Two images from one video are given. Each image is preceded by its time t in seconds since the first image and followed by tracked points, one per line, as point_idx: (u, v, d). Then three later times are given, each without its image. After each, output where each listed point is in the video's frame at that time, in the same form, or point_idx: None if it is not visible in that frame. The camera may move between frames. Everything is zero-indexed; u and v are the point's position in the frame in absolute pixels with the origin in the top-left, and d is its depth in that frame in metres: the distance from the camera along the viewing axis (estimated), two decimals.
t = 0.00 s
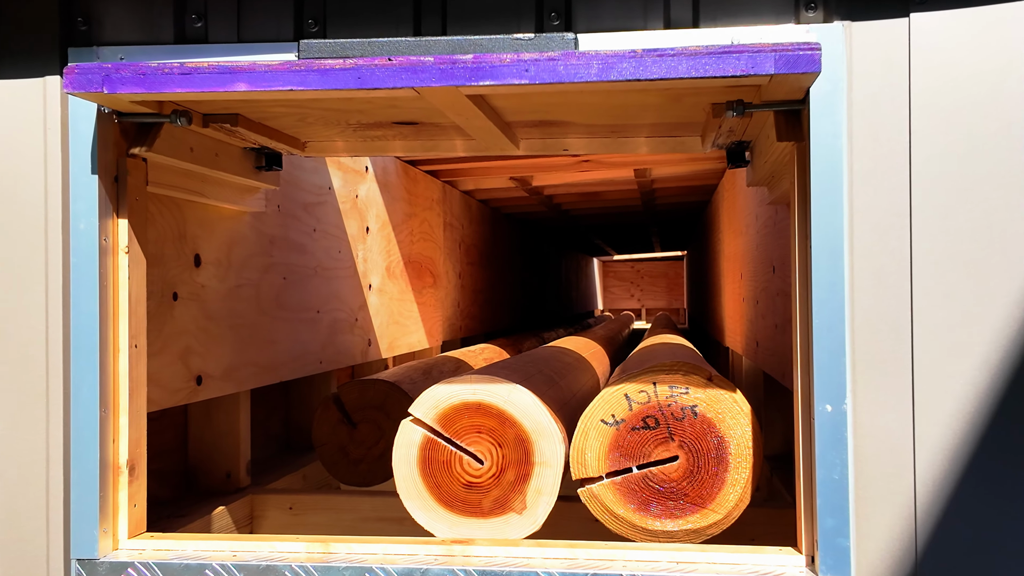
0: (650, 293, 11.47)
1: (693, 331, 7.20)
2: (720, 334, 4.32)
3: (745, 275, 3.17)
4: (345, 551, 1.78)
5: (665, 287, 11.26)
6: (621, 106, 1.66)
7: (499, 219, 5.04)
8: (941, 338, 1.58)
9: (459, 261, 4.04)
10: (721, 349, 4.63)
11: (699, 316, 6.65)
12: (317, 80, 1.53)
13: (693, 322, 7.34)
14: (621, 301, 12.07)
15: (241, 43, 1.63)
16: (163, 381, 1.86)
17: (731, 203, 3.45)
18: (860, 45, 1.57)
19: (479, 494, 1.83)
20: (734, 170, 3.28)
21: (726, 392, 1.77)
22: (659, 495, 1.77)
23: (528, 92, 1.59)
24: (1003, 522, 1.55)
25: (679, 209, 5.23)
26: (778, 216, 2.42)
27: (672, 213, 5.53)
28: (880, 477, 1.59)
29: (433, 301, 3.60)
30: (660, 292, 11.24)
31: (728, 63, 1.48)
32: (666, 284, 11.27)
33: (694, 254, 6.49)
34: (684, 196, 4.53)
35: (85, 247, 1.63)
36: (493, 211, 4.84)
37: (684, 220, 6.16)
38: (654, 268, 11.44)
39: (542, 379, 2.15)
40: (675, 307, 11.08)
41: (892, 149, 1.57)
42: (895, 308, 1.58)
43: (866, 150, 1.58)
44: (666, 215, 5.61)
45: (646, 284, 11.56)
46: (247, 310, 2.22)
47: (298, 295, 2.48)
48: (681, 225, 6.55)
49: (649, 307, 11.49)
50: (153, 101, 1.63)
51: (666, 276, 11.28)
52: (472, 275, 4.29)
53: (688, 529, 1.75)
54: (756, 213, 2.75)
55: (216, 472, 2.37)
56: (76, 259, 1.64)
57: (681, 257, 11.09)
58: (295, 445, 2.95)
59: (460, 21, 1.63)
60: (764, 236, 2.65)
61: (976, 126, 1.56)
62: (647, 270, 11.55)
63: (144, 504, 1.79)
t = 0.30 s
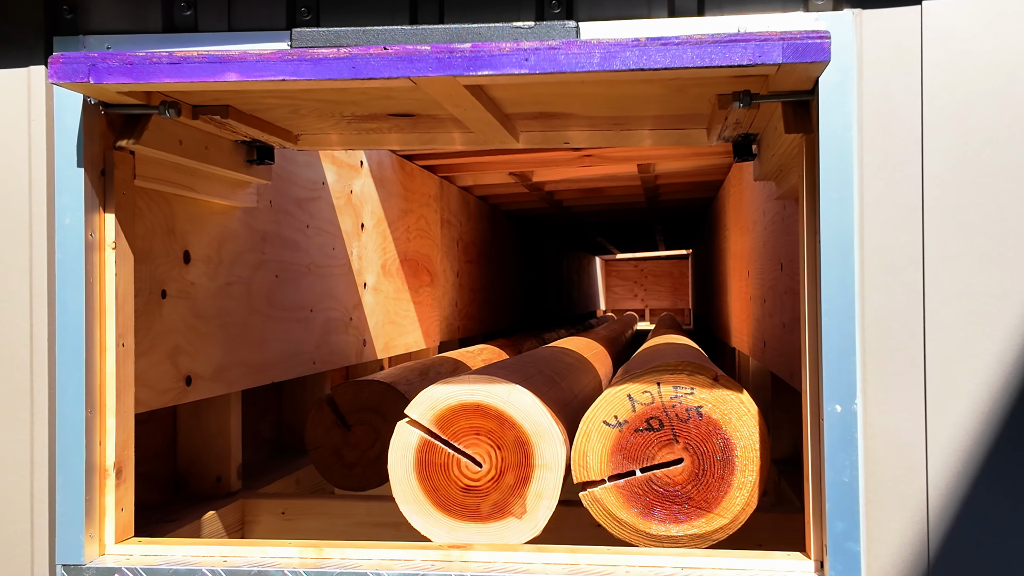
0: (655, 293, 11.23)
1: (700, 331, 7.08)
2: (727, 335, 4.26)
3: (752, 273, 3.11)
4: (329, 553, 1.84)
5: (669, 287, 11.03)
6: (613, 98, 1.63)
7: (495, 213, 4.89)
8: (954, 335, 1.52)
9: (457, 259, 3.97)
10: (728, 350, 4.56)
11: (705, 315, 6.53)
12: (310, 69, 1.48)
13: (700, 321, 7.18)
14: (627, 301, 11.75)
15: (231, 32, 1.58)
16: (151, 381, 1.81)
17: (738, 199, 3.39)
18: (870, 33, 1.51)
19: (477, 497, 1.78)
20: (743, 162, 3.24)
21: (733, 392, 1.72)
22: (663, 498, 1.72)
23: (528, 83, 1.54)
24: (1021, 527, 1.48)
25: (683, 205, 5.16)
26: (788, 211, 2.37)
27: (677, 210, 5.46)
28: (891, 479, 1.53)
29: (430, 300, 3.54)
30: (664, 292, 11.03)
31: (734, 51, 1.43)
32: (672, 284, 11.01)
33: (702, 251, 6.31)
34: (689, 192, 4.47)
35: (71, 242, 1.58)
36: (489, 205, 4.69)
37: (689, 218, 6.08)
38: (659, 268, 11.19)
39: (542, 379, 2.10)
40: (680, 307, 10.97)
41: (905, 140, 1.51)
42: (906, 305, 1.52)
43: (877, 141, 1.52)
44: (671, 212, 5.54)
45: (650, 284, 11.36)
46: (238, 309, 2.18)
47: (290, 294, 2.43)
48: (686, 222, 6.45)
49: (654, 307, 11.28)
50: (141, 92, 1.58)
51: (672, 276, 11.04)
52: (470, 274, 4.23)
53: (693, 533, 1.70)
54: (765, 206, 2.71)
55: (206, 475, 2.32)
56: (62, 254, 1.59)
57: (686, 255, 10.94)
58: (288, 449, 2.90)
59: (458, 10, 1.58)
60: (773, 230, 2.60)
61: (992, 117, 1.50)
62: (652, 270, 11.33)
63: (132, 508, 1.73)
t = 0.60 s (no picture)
0: (659, 293, 11.12)
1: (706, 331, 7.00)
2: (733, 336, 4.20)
3: (759, 271, 3.07)
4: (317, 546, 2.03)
5: (674, 287, 10.99)
6: (623, 89, 1.60)
7: (495, 211, 4.87)
8: (968, 332, 1.46)
9: (454, 257, 3.93)
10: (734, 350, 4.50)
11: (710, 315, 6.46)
12: (302, 60, 1.42)
13: (705, 321, 7.08)
14: (628, 301, 11.81)
15: (221, 21, 1.53)
16: (138, 382, 1.79)
17: (745, 195, 3.34)
18: (879, 21, 1.46)
19: (475, 502, 1.73)
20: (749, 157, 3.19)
21: (739, 393, 1.66)
22: (666, 503, 1.67)
23: (527, 73, 1.48)
24: None
25: (687, 202, 5.11)
26: (796, 206, 2.33)
27: (682, 206, 5.40)
28: (901, 482, 1.46)
29: (427, 299, 3.48)
30: (669, 292, 11.00)
31: (740, 40, 1.37)
32: (676, 284, 11.00)
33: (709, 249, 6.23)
34: (694, 188, 4.42)
35: (56, 238, 1.53)
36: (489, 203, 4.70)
37: (693, 215, 6.03)
38: (664, 267, 11.13)
39: (542, 380, 2.05)
40: (684, 307, 10.97)
41: (916, 131, 1.46)
42: (918, 303, 1.45)
43: (888, 132, 1.46)
44: (674, 209, 5.49)
45: (654, 283, 11.28)
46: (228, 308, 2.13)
47: (280, 293, 2.38)
48: (691, 219, 6.39)
49: (657, 307, 11.22)
50: (128, 83, 1.53)
51: (676, 276, 11.00)
52: (468, 273, 4.17)
53: (697, 539, 1.65)
54: (773, 201, 2.67)
55: (195, 480, 2.26)
56: (46, 251, 1.53)
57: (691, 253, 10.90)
58: (279, 453, 2.84)
59: None
60: (780, 227, 2.58)
61: (1007, 107, 1.45)
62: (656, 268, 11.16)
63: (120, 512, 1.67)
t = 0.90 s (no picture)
0: (661, 293, 11.08)
1: (711, 331, 6.93)
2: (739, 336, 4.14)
3: (766, 268, 3.02)
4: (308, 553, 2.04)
5: (678, 287, 10.93)
6: (629, 80, 1.57)
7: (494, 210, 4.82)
8: (983, 329, 1.40)
9: (452, 255, 3.88)
10: (739, 349, 4.45)
11: (715, 314, 6.39)
12: (293, 49, 1.37)
13: (710, 321, 7.02)
14: (631, 301, 11.72)
15: (209, 8, 1.48)
16: (123, 382, 1.75)
17: (751, 190, 3.29)
18: (890, 7, 1.41)
19: (473, 506, 1.68)
20: (755, 151, 3.14)
21: (744, 393, 1.62)
22: (670, 507, 1.62)
23: (526, 62, 1.43)
24: None
25: (691, 199, 5.06)
26: (805, 200, 2.27)
27: (685, 203, 5.35)
28: (913, 486, 1.40)
29: (423, 299, 3.43)
30: (672, 292, 10.95)
31: (747, 28, 1.31)
32: (679, 284, 10.95)
33: (714, 247, 6.16)
34: (697, 184, 4.36)
35: (40, 232, 1.48)
36: (489, 201, 4.68)
37: (698, 212, 5.97)
38: (668, 267, 11.07)
39: (542, 381, 2.00)
40: (687, 307, 10.92)
41: (929, 121, 1.41)
42: (932, 300, 1.40)
43: (900, 124, 1.41)
44: (677, 206, 5.43)
45: (657, 283, 11.21)
46: (217, 306, 2.10)
47: (271, 291, 2.33)
48: (695, 217, 6.32)
49: (660, 307, 11.13)
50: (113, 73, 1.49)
51: (681, 275, 10.95)
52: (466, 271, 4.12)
53: (702, 544, 1.60)
54: (780, 196, 2.62)
55: (185, 484, 2.21)
56: (29, 246, 1.48)
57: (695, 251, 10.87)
58: (270, 456, 2.79)
59: None
60: (788, 222, 2.53)
61: None
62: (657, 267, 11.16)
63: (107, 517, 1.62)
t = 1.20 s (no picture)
0: (661, 292, 11.08)
1: (711, 330, 6.92)
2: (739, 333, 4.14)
3: (765, 265, 3.02)
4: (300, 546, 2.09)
5: (677, 286, 10.94)
6: (626, 73, 1.58)
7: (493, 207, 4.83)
8: (982, 323, 1.39)
9: (451, 253, 3.87)
10: (739, 347, 4.44)
11: (714, 313, 6.40)
12: (290, 42, 1.36)
13: (710, 318, 6.92)
14: (630, 301, 11.72)
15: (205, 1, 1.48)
16: (121, 377, 1.75)
17: (751, 187, 3.29)
18: None
19: (471, 501, 1.68)
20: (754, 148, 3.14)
21: (743, 388, 1.62)
22: (668, 502, 1.62)
23: (524, 55, 1.43)
24: None
25: (690, 197, 5.05)
26: (803, 195, 2.27)
27: (685, 201, 5.35)
28: (911, 479, 1.40)
29: (422, 296, 3.43)
30: (672, 291, 10.95)
31: (744, 20, 1.30)
32: (679, 283, 10.96)
33: (713, 245, 6.15)
34: (697, 181, 4.36)
35: (38, 225, 1.48)
36: (489, 198, 4.69)
37: (698, 210, 5.97)
38: (668, 266, 11.09)
39: (541, 376, 2.00)
40: (687, 306, 10.92)
41: (927, 114, 1.41)
42: (930, 293, 1.40)
43: (898, 117, 1.41)
44: (677, 204, 5.43)
45: (657, 283, 11.21)
46: (215, 301, 2.10)
47: (268, 287, 2.33)
48: (695, 215, 6.32)
49: (660, 307, 11.12)
50: (111, 66, 1.49)
51: (681, 275, 10.97)
52: (465, 269, 4.12)
53: (700, 538, 1.60)
54: (780, 192, 2.62)
55: (182, 480, 2.21)
56: (27, 239, 1.48)
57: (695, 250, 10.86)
58: (267, 454, 2.78)
59: None
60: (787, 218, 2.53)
61: None
62: (657, 266, 11.20)
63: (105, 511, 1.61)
